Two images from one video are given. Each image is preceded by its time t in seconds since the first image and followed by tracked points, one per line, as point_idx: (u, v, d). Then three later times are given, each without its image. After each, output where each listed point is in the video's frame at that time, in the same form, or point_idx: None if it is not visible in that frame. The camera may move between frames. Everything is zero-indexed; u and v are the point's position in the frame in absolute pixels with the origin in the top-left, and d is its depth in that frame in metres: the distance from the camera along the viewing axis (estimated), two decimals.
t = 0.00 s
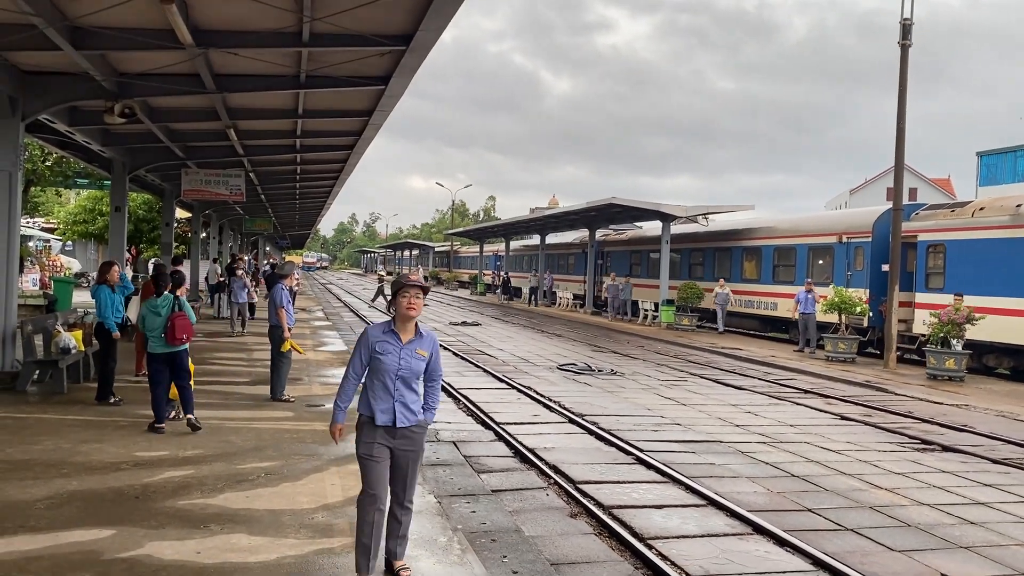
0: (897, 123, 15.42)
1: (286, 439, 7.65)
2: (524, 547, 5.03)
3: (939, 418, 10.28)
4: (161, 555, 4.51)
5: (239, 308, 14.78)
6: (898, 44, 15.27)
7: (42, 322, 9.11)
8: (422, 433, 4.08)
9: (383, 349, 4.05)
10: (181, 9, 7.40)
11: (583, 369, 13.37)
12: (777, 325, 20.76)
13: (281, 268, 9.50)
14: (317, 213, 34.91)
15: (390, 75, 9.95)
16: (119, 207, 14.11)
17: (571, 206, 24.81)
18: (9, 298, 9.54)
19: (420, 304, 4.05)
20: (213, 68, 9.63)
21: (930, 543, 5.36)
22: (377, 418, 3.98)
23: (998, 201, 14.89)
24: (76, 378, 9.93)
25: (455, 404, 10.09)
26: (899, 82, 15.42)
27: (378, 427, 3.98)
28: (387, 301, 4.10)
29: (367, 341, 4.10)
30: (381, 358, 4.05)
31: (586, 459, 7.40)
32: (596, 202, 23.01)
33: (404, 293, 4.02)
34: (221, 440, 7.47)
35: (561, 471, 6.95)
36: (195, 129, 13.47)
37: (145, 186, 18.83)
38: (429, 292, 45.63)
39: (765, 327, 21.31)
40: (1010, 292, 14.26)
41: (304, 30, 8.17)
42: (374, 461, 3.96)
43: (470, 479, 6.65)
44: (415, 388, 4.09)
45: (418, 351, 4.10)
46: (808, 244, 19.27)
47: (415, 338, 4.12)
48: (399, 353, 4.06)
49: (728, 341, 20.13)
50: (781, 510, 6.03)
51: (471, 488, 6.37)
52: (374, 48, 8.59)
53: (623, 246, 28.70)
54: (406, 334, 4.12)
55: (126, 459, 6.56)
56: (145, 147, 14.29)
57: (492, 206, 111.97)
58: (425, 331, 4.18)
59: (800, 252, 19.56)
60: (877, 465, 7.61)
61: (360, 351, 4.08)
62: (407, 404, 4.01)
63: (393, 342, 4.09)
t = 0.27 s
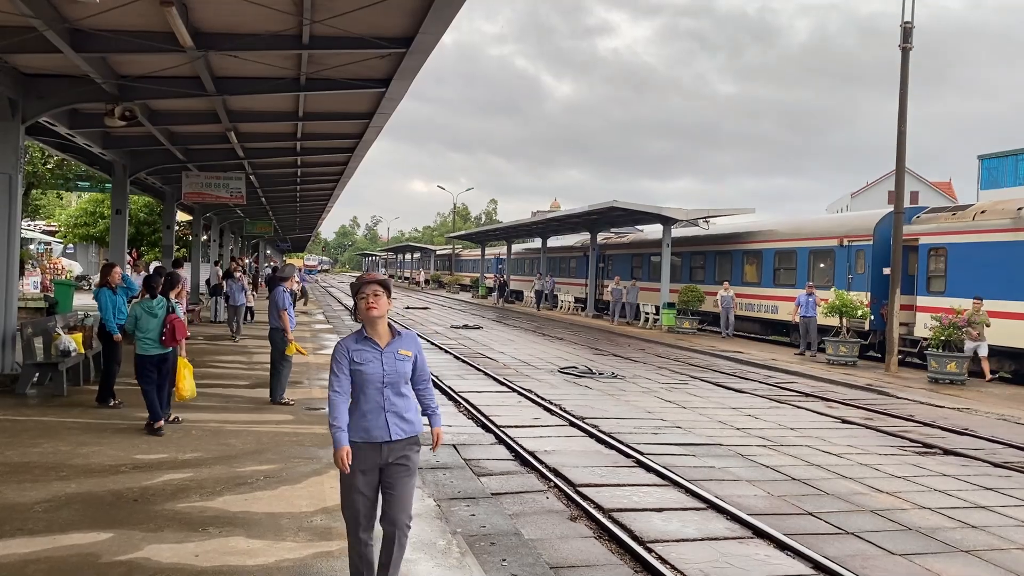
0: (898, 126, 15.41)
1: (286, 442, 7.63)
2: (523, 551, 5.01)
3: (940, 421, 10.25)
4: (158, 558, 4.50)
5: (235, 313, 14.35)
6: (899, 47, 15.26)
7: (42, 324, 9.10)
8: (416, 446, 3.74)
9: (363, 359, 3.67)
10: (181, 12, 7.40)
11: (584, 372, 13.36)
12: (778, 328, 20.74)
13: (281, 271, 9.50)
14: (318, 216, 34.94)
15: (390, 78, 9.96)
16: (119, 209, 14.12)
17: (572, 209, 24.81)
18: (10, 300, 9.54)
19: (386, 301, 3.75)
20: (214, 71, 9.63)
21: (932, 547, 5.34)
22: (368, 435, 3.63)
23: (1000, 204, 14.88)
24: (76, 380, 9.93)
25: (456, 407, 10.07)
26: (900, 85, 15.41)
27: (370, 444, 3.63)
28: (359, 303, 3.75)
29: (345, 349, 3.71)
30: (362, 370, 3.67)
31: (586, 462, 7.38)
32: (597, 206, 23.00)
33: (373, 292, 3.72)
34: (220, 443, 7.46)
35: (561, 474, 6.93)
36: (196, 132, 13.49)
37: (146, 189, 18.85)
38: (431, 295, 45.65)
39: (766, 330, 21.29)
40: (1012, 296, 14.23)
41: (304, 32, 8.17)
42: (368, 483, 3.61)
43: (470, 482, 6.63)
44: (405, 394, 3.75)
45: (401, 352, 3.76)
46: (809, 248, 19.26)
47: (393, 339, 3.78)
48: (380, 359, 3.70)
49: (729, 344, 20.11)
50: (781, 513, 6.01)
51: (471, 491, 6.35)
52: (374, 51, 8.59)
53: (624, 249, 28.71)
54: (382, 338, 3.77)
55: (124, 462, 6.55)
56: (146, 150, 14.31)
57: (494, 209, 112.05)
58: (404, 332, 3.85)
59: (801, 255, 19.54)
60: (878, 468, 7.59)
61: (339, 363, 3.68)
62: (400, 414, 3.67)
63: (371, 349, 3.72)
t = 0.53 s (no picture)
0: (893, 134, 15.48)
1: (281, 448, 7.63)
2: (518, 558, 5.02)
3: (934, 429, 10.28)
4: (153, 564, 4.49)
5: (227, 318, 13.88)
6: (894, 56, 15.34)
7: (37, 329, 9.07)
8: (410, 475, 3.44)
9: (365, 372, 3.35)
10: (179, 18, 7.42)
11: (579, 378, 13.37)
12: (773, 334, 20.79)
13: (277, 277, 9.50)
14: (314, 221, 34.95)
15: (387, 85, 9.98)
16: (115, 214, 14.11)
17: (568, 215, 24.86)
18: (5, 304, 9.52)
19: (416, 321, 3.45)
20: (211, 76, 9.64)
21: (925, 555, 5.35)
22: (360, 459, 3.28)
23: (994, 213, 14.95)
24: (71, 386, 9.90)
25: (451, 413, 10.07)
26: (896, 94, 15.48)
27: (363, 469, 3.29)
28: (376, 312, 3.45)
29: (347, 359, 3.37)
30: (362, 383, 3.35)
31: (581, 469, 7.38)
32: (594, 212, 23.05)
33: (397, 304, 3.40)
34: (215, 448, 7.45)
35: (556, 481, 6.93)
36: (193, 137, 13.50)
37: (142, 193, 18.85)
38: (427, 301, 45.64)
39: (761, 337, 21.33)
40: (1006, 304, 14.29)
41: (302, 39, 8.19)
42: (355, 512, 3.26)
43: (465, 489, 6.63)
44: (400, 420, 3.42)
45: (407, 375, 3.44)
46: (804, 255, 19.31)
47: (402, 360, 3.46)
48: (385, 376, 3.38)
49: (725, 350, 20.14)
50: (776, 521, 6.02)
51: (466, 498, 6.35)
52: (371, 57, 8.61)
53: (620, 256, 28.76)
54: (391, 355, 3.45)
55: (119, 468, 6.53)
56: (142, 155, 14.31)
57: (490, 214, 112.16)
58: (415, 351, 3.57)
59: (796, 262, 19.59)
60: (872, 476, 7.60)
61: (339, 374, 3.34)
62: (396, 440, 3.36)
63: (376, 364, 3.40)
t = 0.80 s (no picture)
0: (885, 143, 15.57)
1: (273, 454, 7.60)
2: (510, 565, 5.00)
3: (926, 437, 10.32)
4: (143, 571, 4.46)
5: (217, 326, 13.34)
6: (887, 66, 15.44)
7: (28, 334, 9.02)
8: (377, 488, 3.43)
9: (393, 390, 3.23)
10: (173, 23, 7.42)
11: (573, 385, 13.37)
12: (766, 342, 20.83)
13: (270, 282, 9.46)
14: (308, 227, 34.92)
15: (382, 91, 9.99)
16: (108, 218, 14.07)
17: (562, 222, 24.90)
18: None
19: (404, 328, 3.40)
20: (206, 81, 9.64)
21: (916, 564, 5.36)
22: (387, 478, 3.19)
23: (986, 222, 15.04)
24: (62, 391, 9.85)
25: (444, 420, 10.06)
26: (888, 103, 15.58)
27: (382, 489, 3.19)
28: (383, 320, 3.24)
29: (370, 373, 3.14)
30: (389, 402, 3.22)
31: (574, 476, 7.38)
32: (588, 219, 23.09)
33: (400, 310, 3.28)
34: (206, 454, 7.42)
35: (548, 488, 6.92)
36: (187, 142, 13.48)
37: (136, 198, 18.80)
38: (421, 306, 45.61)
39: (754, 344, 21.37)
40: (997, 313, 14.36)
41: (296, 45, 8.20)
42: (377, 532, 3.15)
43: (458, 496, 6.61)
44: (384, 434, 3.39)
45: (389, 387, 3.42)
46: (797, 262, 19.38)
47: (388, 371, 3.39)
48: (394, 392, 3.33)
49: (718, 358, 20.17)
50: (767, 529, 6.02)
51: (458, 505, 6.34)
52: (365, 63, 8.62)
53: (614, 263, 28.81)
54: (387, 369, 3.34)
55: (110, 473, 6.50)
56: (136, 159, 14.29)
57: (484, 220, 112.22)
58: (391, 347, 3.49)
59: (789, 270, 19.66)
60: (864, 484, 7.62)
61: (366, 390, 3.10)
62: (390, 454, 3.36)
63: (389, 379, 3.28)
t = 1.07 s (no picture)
0: (880, 148, 15.63)
1: (268, 458, 7.58)
2: (505, 570, 5.00)
3: (921, 442, 10.34)
4: None
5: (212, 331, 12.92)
6: (882, 71, 15.50)
7: (22, 337, 8.98)
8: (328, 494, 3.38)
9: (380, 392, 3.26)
10: (170, 27, 7.41)
11: (568, 389, 13.37)
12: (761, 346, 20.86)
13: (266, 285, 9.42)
14: (304, 230, 34.85)
15: (378, 95, 10.00)
16: (103, 221, 14.03)
17: (558, 226, 24.91)
18: None
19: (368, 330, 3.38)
20: (202, 84, 9.63)
21: (911, 568, 5.37)
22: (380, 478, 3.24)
23: (980, 227, 15.10)
24: (56, 394, 9.82)
25: (439, 424, 10.04)
26: (883, 108, 15.63)
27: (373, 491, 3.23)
28: (374, 326, 3.22)
29: (375, 381, 3.14)
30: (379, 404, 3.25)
31: (570, 481, 7.37)
32: (584, 223, 23.11)
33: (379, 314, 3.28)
34: (201, 458, 7.39)
35: (544, 492, 6.92)
36: (183, 145, 13.47)
37: (131, 201, 18.75)
38: (416, 311, 45.56)
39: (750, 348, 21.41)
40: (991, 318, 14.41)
41: (293, 49, 8.20)
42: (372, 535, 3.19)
43: (453, 500, 6.60)
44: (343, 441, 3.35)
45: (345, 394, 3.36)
46: (792, 267, 19.42)
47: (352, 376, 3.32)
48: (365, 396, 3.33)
49: (714, 362, 20.20)
50: (762, 533, 6.02)
51: (453, 509, 6.33)
52: (362, 68, 8.63)
53: (610, 267, 28.82)
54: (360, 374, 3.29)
55: (104, 477, 6.47)
56: (132, 162, 14.25)
57: (480, 224, 112.28)
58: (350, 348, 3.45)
59: (785, 275, 19.69)
60: (860, 489, 7.63)
61: (377, 399, 3.10)
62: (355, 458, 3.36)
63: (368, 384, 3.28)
